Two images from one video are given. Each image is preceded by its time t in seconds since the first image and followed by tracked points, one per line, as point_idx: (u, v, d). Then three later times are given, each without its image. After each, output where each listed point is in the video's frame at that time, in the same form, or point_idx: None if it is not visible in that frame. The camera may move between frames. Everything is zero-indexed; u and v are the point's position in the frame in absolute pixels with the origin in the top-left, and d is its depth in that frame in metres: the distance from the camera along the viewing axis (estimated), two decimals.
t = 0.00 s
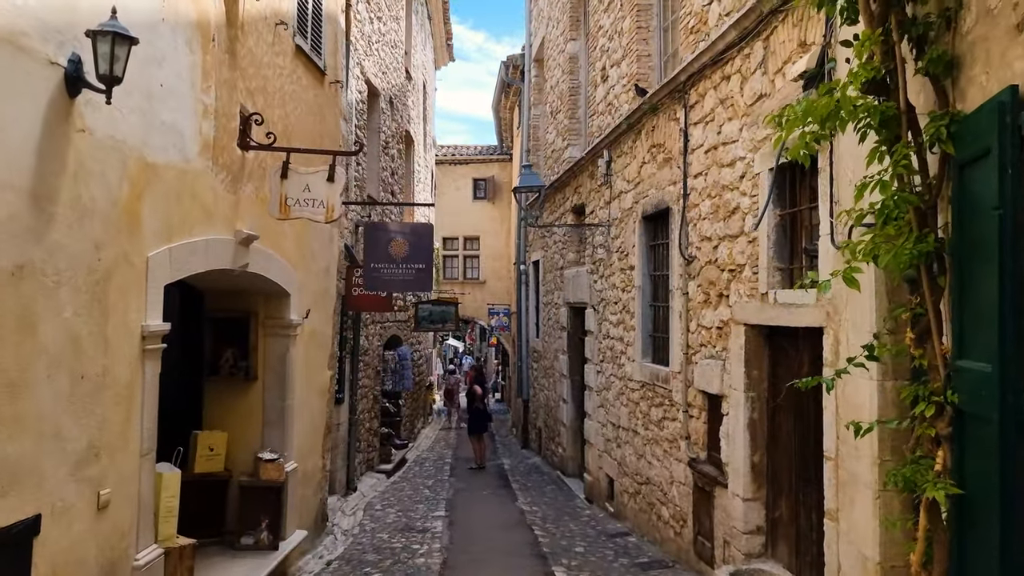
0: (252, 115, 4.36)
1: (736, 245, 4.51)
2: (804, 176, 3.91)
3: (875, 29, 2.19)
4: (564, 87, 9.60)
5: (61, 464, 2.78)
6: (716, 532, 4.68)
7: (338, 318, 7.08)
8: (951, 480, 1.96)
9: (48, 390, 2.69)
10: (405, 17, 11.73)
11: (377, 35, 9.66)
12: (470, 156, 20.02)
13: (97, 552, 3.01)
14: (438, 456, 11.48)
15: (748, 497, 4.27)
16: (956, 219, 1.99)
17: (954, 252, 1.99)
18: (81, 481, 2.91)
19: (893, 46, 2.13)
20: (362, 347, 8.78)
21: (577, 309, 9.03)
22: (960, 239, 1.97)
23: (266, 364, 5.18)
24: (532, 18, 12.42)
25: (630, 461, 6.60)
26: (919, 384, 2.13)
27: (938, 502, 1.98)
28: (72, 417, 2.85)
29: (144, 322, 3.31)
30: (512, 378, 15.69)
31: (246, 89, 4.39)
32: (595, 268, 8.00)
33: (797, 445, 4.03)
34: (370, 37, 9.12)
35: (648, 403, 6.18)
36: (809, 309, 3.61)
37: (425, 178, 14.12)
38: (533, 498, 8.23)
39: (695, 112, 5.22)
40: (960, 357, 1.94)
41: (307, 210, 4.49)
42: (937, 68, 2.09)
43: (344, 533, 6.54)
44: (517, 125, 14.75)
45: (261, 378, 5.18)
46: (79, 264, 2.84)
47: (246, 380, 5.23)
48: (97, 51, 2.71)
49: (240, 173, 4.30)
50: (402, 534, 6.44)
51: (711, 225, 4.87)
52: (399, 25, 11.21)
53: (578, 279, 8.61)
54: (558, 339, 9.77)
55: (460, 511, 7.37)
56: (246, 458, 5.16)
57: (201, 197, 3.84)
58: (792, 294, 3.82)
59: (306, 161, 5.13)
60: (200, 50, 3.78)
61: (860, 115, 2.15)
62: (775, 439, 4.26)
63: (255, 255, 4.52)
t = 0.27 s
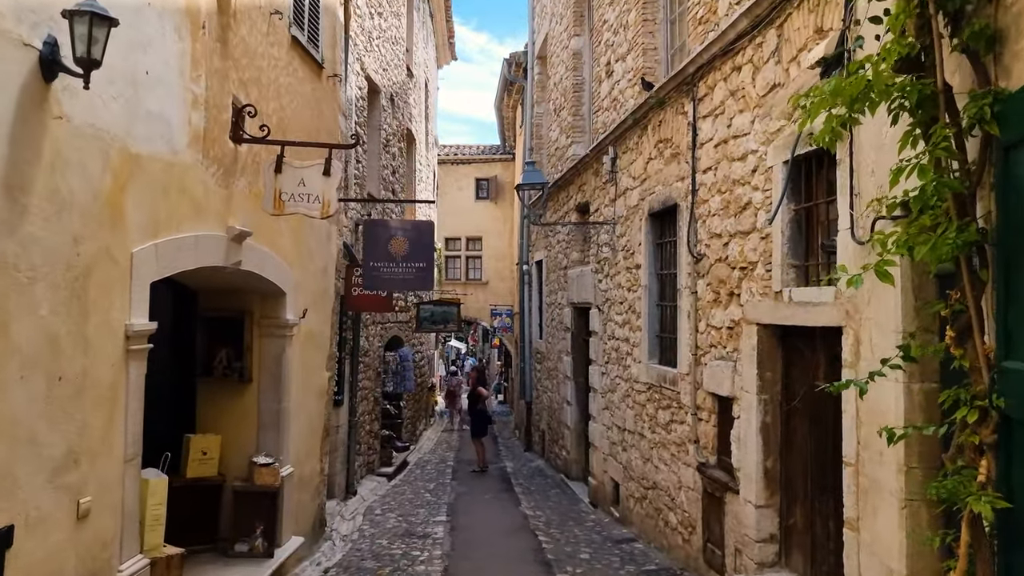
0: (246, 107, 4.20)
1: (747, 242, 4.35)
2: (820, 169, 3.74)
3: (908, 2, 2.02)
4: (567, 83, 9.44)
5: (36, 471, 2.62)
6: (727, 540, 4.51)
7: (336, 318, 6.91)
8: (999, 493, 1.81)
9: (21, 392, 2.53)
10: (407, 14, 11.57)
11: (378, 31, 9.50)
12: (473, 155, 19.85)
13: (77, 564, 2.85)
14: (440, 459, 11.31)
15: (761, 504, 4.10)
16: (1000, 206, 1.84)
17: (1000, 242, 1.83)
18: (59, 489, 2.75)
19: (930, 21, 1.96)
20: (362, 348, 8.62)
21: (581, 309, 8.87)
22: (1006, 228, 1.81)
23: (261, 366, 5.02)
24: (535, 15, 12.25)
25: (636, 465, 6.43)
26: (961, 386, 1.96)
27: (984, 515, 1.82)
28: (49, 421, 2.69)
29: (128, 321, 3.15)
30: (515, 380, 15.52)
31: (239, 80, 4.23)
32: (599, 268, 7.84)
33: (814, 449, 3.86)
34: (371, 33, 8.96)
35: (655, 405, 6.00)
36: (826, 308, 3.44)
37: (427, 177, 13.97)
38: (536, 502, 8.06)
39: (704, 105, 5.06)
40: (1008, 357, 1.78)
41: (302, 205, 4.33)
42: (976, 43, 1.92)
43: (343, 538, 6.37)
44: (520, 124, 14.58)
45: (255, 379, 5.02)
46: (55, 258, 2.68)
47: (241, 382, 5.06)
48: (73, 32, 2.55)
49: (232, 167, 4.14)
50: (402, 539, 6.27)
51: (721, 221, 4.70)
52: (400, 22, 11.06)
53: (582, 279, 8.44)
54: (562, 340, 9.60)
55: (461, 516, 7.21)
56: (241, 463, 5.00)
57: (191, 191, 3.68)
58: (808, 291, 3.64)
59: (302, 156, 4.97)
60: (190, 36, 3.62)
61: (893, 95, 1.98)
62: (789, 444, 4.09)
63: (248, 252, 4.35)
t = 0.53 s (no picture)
0: (249, 95, 4.05)
1: (769, 234, 4.18)
2: (849, 156, 3.57)
3: None
4: (577, 77, 9.28)
5: (23, 471, 2.47)
6: (747, 544, 4.34)
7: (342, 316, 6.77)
8: None
9: (7, 387, 2.38)
10: (414, 9, 11.43)
11: (385, 25, 9.36)
12: (480, 154, 19.71)
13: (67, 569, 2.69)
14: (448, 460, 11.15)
15: (785, 506, 3.93)
16: None
17: None
18: (48, 491, 2.60)
19: None
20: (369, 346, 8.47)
21: (592, 307, 8.71)
22: None
23: (265, 364, 4.87)
24: (543, 10, 12.10)
25: (649, 466, 6.26)
26: None
27: None
28: (39, 419, 2.54)
29: (123, 314, 3.00)
30: (523, 380, 15.36)
31: (241, 66, 4.08)
32: (611, 265, 7.68)
33: (841, 450, 3.69)
34: (377, 26, 8.82)
35: (670, 405, 5.84)
36: (856, 301, 3.28)
37: (434, 174, 13.82)
38: (546, 504, 7.90)
39: (721, 93, 4.89)
40: None
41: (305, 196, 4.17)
42: None
43: (349, 540, 6.22)
44: (528, 121, 14.44)
45: (259, 378, 4.87)
46: (44, 246, 2.53)
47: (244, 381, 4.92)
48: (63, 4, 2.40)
49: (234, 157, 4.00)
50: (409, 542, 6.12)
51: (740, 213, 4.54)
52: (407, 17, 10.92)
53: (592, 276, 8.28)
54: (571, 339, 9.45)
55: (470, 518, 7.05)
56: (245, 464, 4.85)
57: (191, 180, 3.54)
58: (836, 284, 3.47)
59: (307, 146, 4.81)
60: (189, 18, 3.47)
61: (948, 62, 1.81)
62: (813, 444, 3.92)
63: (251, 245, 4.21)
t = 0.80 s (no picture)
0: (264, 90, 3.92)
1: (804, 232, 4.00)
2: (890, 150, 3.40)
3: None
4: (597, 74, 9.12)
5: (26, 482, 2.34)
6: (781, 555, 4.16)
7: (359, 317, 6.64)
8: None
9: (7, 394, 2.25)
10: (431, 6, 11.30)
11: (402, 22, 9.23)
12: (497, 153, 19.56)
13: None
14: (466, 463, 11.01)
15: (822, 517, 3.75)
16: None
17: None
18: (54, 503, 2.47)
19: None
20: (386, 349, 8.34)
21: (612, 309, 8.55)
22: None
23: (281, 367, 4.75)
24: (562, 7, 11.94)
25: (674, 472, 6.09)
26: None
27: None
28: (42, 427, 2.41)
29: (133, 317, 2.87)
30: (541, 382, 15.20)
31: (256, 60, 3.95)
32: (633, 265, 7.51)
33: (883, 459, 3.51)
34: (395, 23, 8.69)
35: (696, 409, 5.66)
36: (902, 303, 3.10)
37: (451, 174, 13.69)
38: (567, 509, 7.73)
39: (752, 87, 4.72)
40: None
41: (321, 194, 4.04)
42: None
43: (366, 547, 6.08)
44: (546, 120, 14.27)
45: (275, 381, 4.75)
46: (47, 244, 2.40)
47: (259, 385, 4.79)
48: None
49: (249, 154, 3.87)
50: (428, 549, 5.97)
51: (772, 210, 4.36)
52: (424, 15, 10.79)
53: (613, 277, 8.12)
54: (592, 341, 9.28)
55: (490, 524, 6.90)
56: (260, 469, 4.73)
57: (204, 177, 3.41)
58: (876, 286, 3.32)
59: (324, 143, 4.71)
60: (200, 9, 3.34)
61: None
62: (852, 452, 3.74)
63: (266, 245, 4.08)
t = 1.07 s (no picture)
0: (281, 78, 3.81)
1: (842, 224, 3.83)
2: (936, 136, 3.23)
3: None
4: (620, 68, 8.96)
5: (29, 482, 2.22)
6: (817, 561, 3.99)
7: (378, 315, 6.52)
8: None
9: (9, 390, 2.13)
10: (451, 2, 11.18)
11: (421, 16, 9.12)
12: (516, 151, 19.43)
13: None
14: (486, 463, 10.87)
15: (862, 522, 3.57)
16: None
17: None
18: (59, 505, 2.35)
19: None
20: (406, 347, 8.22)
21: (636, 307, 8.39)
22: None
23: (299, 364, 4.63)
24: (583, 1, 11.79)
25: (701, 473, 5.92)
26: None
27: None
28: (47, 425, 2.29)
29: (144, 311, 2.75)
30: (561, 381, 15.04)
31: (273, 48, 3.83)
32: (657, 262, 7.35)
33: (929, 461, 3.33)
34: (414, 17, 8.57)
35: (725, 409, 5.48)
36: (954, 296, 2.92)
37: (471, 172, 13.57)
38: (590, 511, 7.57)
39: (784, 75, 4.55)
40: None
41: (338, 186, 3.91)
42: None
43: (385, 549, 5.95)
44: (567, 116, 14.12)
45: (293, 379, 4.63)
46: (51, 231, 2.27)
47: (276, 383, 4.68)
48: None
49: (265, 143, 3.74)
50: (448, 551, 5.84)
51: (808, 202, 4.19)
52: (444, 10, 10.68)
53: (637, 274, 7.95)
54: (614, 339, 9.12)
55: (511, 525, 6.75)
56: (277, 469, 4.61)
57: (218, 167, 3.28)
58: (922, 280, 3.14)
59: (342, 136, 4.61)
60: None
61: None
62: (895, 454, 3.56)
63: (283, 239, 3.96)
